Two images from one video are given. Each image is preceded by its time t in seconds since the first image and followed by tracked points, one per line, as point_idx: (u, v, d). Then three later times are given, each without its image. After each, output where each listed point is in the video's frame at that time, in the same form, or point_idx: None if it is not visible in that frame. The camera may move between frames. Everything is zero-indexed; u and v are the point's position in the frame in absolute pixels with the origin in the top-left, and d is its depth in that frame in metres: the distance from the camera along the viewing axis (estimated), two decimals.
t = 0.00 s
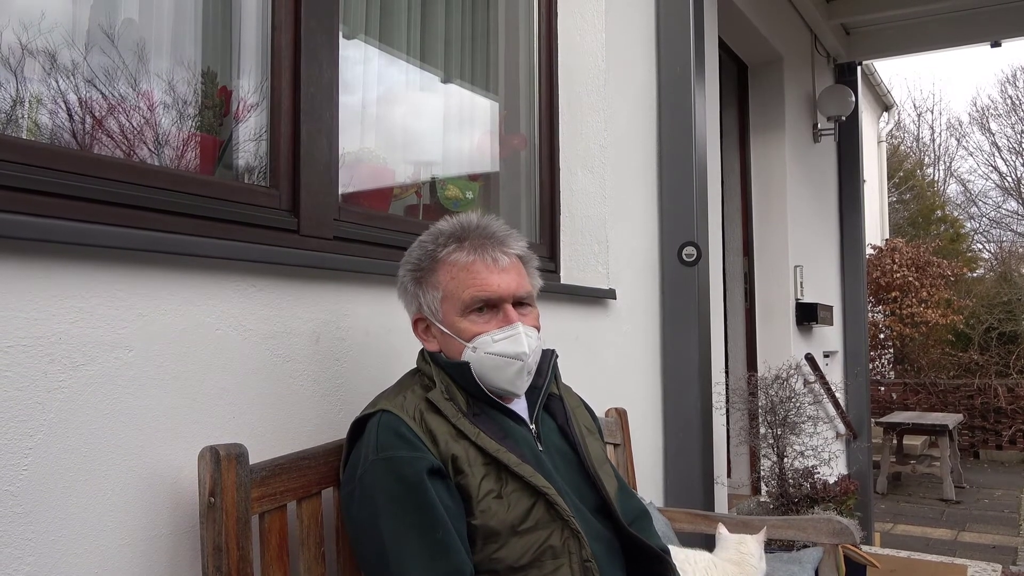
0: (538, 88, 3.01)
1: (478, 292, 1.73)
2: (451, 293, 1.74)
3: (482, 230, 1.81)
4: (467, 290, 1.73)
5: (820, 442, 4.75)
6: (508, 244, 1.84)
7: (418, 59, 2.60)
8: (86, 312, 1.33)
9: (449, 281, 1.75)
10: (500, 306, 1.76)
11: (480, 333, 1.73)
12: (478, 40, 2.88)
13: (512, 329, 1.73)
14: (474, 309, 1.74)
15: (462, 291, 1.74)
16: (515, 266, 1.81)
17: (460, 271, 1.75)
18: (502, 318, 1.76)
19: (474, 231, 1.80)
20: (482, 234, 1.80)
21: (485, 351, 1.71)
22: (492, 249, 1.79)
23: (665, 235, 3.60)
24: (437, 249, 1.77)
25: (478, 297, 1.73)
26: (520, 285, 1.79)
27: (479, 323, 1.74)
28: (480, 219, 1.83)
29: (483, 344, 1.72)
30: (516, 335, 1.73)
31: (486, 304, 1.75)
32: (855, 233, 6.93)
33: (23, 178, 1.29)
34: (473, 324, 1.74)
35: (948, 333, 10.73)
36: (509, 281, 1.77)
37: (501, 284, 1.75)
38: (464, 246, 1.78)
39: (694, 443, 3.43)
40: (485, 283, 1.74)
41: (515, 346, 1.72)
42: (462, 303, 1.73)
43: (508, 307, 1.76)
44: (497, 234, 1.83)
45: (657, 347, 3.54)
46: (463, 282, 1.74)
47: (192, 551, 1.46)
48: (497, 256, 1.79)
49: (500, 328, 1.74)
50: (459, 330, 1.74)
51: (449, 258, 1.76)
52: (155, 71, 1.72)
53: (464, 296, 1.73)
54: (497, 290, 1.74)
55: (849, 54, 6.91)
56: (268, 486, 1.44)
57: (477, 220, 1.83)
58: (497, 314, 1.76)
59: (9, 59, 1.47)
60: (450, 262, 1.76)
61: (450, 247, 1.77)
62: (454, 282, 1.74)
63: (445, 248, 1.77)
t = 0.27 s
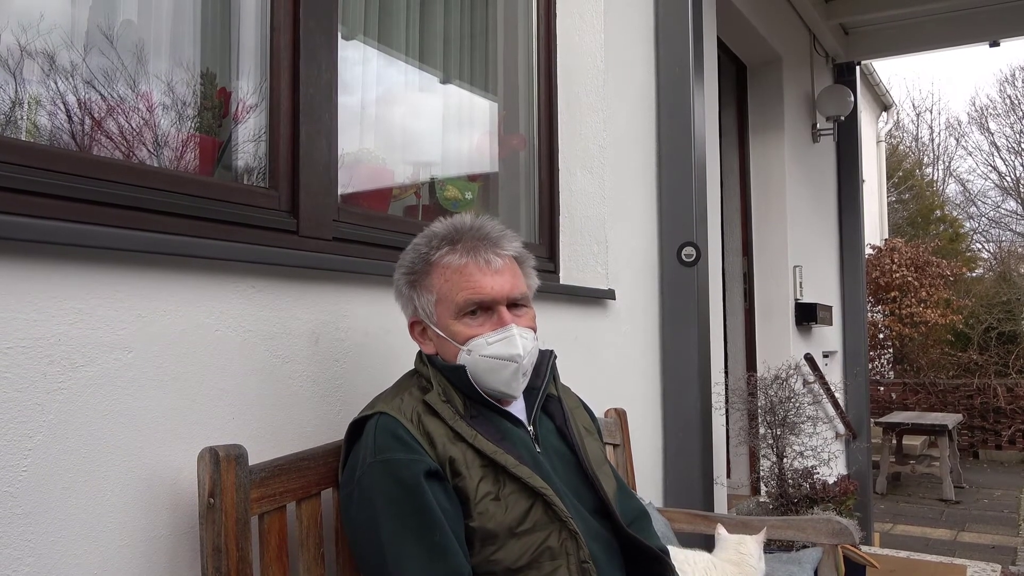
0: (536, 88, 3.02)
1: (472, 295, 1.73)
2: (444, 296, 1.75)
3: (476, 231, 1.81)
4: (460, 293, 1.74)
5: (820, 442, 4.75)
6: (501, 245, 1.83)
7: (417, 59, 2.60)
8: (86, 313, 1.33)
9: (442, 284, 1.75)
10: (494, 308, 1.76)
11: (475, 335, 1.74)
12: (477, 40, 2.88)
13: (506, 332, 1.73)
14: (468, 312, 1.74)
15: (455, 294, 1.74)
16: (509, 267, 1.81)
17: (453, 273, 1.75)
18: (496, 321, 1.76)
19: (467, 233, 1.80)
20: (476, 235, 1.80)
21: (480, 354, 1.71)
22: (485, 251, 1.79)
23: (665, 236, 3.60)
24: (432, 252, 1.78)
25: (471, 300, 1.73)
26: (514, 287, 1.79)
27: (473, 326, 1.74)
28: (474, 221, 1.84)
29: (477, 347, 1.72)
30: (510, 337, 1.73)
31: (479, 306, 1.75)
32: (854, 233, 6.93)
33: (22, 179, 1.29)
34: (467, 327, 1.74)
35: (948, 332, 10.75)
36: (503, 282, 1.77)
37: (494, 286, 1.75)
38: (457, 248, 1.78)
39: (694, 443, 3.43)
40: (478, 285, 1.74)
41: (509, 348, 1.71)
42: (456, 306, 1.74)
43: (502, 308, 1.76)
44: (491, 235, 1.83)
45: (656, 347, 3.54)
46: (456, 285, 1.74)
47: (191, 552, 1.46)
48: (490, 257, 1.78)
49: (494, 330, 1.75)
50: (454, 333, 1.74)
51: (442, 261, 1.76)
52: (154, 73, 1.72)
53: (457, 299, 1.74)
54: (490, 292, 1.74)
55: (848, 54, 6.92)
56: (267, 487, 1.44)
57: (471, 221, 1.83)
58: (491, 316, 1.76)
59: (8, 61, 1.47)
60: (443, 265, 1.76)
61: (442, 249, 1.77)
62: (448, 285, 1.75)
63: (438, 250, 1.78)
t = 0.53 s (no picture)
0: (535, 89, 3.02)
1: (471, 297, 1.73)
2: (444, 297, 1.75)
3: (477, 234, 1.81)
4: (459, 294, 1.74)
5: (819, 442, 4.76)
6: (502, 248, 1.83)
7: (416, 60, 2.61)
8: (85, 314, 1.33)
9: (442, 285, 1.75)
10: (493, 310, 1.76)
11: (473, 338, 1.74)
12: (476, 40, 2.88)
13: (504, 334, 1.73)
14: (466, 313, 1.74)
15: (454, 295, 1.74)
16: (509, 270, 1.81)
17: (453, 275, 1.75)
18: (495, 323, 1.75)
19: (468, 235, 1.80)
20: (477, 238, 1.80)
21: (477, 357, 1.71)
22: (485, 253, 1.78)
23: (664, 236, 3.60)
24: (432, 253, 1.78)
25: (470, 302, 1.73)
26: (513, 290, 1.78)
27: (472, 327, 1.74)
28: (475, 223, 1.84)
29: (476, 349, 1.72)
30: (507, 340, 1.72)
31: (478, 308, 1.75)
32: (854, 233, 6.93)
33: (21, 181, 1.29)
34: (466, 329, 1.74)
35: (947, 332, 10.75)
36: (503, 285, 1.76)
37: (493, 289, 1.75)
38: (458, 250, 1.78)
39: (693, 444, 3.43)
40: (478, 287, 1.74)
41: (506, 352, 1.71)
42: (455, 307, 1.74)
43: (501, 311, 1.76)
44: (492, 238, 1.82)
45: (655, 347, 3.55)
46: (455, 287, 1.74)
47: (191, 553, 1.46)
48: (490, 260, 1.78)
49: (492, 333, 1.74)
50: (452, 334, 1.74)
51: (443, 262, 1.76)
52: (153, 74, 1.72)
53: (456, 301, 1.74)
54: (489, 295, 1.74)
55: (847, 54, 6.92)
56: (266, 488, 1.44)
57: (473, 223, 1.83)
58: (490, 319, 1.76)
59: (7, 62, 1.47)
60: (443, 266, 1.76)
61: (443, 251, 1.77)
62: (447, 287, 1.75)
63: (439, 251, 1.78)
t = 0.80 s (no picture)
0: (535, 90, 3.02)
1: (475, 299, 1.73)
2: (449, 298, 1.75)
3: (487, 237, 1.81)
4: (464, 296, 1.74)
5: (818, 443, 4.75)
6: (511, 253, 1.82)
7: (416, 60, 2.61)
8: (84, 314, 1.33)
9: (448, 286, 1.75)
10: (497, 314, 1.76)
11: (476, 340, 1.74)
12: (476, 41, 2.88)
13: (506, 339, 1.73)
14: (470, 315, 1.74)
15: (460, 297, 1.74)
16: (517, 275, 1.81)
17: (460, 277, 1.75)
18: (498, 328, 1.75)
19: (478, 237, 1.80)
20: (486, 241, 1.80)
21: (479, 360, 1.70)
22: (493, 257, 1.78)
23: (663, 236, 3.61)
24: (440, 254, 1.78)
25: (475, 304, 1.73)
26: (519, 295, 1.78)
27: (475, 330, 1.74)
28: (487, 225, 1.83)
29: (477, 352, 1.71)
30: (509, 346, 1.72)
31: (482, 311, 1.75)
32: (853, 233, 6.94)
33: (20, 181, 1.29)
34: (469, 331, 1.74)
35: (947, 333, 10.73)
36: (509, 290, 1.76)
37: (499, 293, 1.74)
38: (466, 252, 1.78)
39: (692, 444, 3.43)
40: (483, 291, 1.74)
41: (508, 356, 1.70)
42: (459, 308, 1.74)
43: (505, 316, 1.76)
44: (502, 241, 1.82)
45: (655, 347, 3.55)
46: (461, 288, 1.74)
47: (190, 553, 1.46)
48: (498, 264, 1.78)
49: (495, 337, 1.74)
50: (455, 335, 1.74)
51: (451, 263, 1.77)
52: (152, 73, 1.72)
53: (461, 302, 1.74)
54: (494, 299, 1.74)
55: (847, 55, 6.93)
56: (266, 488, 1.44)
57: (483, 226, 1.83)
58: (494, 322, 1.76)
59: (7, 62, 1.47)
60: (450, 267, 1.76)
61: (451, 252, 1.78)
62: (453, 288, 1.75)
63: (447, 252, 1.78)
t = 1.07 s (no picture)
0: (535, 90, 3.02)
1: (471, 296, 1.73)
2: (445, 296, 1.75)
3: (481, 234, 1.81)
4: (460, 293, 1.74)
5: (817, 443, 4.76)
6: (506, 250, 1.83)
7: (415, 60, 2.61)
8: (83, 314, 1.33)
9: (444, 284, 1.75)
10: (493, 311, 1.76)
11: (473, 337, 1.74)
12: (475, 41, 2.88)
13: (503, 335, 1.73)
14: (467, 312, 1.74)
15: (456, 294, 1.74)
16: (512, 271, 1.81)
17: (455, 274, 1.75)
18: (494, 324, 1.75)
19: (473, 235, 1.80)
20: (481, 238, 1.80)
21: (476, 357, 1.71)
22: (488, 253, 1.78)
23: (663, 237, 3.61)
24: (436, 252, 1.78)
25: (471, 301, 1.73)
26: (515, 291, 1.78)
27: (472, 327, 1.74)
28: (481, 224, 1.84)
29: (475, 349, 1.72)
30: (506, 342, 1.72)
31: (478, 308, 1.75)
32: (852, 234, 6.94)
33: (20, 180, 1.29)
34: (466, 328, 1.74)
35: (946, 334, 10.71)
36: (504, 286, 1.76)
37: (495, 289, 1.74)
38: (461, 249, 1.78)
39: (691, 445, 3.43)
40: (479, 287, 1.74)
41: (505, 353, 1.70)
42: (456, 306, 1.74)
43: (502, 312, 1.76)
44: (496, 239, 1.82)
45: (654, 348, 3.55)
46: (457, 286, 1.74)
47: (189, 553, 1.46)
48: (493, 261, 1.78)
49: (492, 333, 1.74)
50: (452, 333, 1.74)
51: (446, 261, 1.77)
52: (152, 73, 1.72)
53: (457, 299, 1.74)
54: (490, 295, 1.74)
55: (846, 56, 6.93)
56: (265, 488, 1.44)
57: (478, 224, 1.83)
58: (490, 319, 1.76)
59: (7, 61, 1.47)
60: (446, 265, 1.76)
61: (447, 250, 1.78)
62: (449, 285, 1.75)
63: (443, 250, 1.78)
